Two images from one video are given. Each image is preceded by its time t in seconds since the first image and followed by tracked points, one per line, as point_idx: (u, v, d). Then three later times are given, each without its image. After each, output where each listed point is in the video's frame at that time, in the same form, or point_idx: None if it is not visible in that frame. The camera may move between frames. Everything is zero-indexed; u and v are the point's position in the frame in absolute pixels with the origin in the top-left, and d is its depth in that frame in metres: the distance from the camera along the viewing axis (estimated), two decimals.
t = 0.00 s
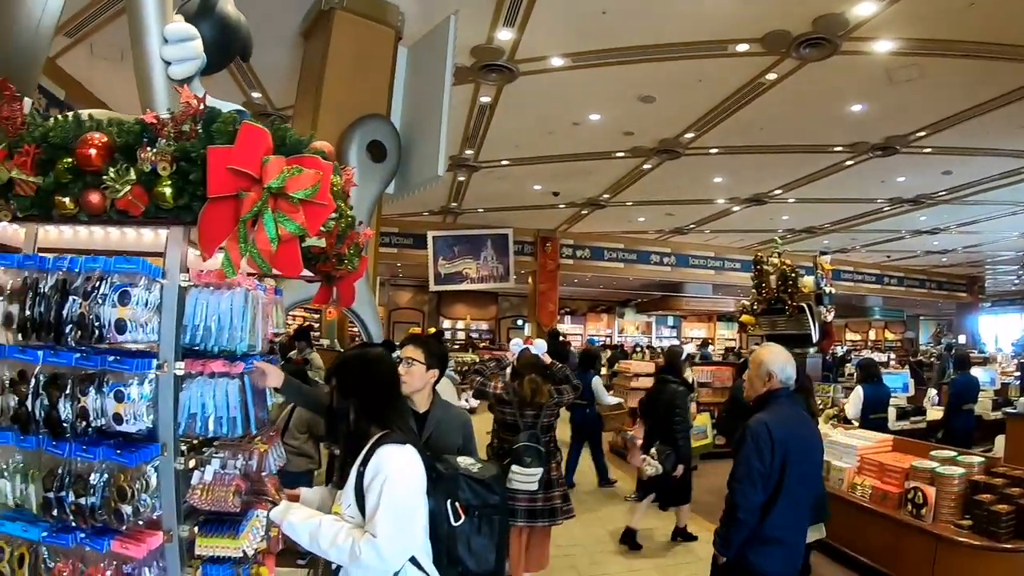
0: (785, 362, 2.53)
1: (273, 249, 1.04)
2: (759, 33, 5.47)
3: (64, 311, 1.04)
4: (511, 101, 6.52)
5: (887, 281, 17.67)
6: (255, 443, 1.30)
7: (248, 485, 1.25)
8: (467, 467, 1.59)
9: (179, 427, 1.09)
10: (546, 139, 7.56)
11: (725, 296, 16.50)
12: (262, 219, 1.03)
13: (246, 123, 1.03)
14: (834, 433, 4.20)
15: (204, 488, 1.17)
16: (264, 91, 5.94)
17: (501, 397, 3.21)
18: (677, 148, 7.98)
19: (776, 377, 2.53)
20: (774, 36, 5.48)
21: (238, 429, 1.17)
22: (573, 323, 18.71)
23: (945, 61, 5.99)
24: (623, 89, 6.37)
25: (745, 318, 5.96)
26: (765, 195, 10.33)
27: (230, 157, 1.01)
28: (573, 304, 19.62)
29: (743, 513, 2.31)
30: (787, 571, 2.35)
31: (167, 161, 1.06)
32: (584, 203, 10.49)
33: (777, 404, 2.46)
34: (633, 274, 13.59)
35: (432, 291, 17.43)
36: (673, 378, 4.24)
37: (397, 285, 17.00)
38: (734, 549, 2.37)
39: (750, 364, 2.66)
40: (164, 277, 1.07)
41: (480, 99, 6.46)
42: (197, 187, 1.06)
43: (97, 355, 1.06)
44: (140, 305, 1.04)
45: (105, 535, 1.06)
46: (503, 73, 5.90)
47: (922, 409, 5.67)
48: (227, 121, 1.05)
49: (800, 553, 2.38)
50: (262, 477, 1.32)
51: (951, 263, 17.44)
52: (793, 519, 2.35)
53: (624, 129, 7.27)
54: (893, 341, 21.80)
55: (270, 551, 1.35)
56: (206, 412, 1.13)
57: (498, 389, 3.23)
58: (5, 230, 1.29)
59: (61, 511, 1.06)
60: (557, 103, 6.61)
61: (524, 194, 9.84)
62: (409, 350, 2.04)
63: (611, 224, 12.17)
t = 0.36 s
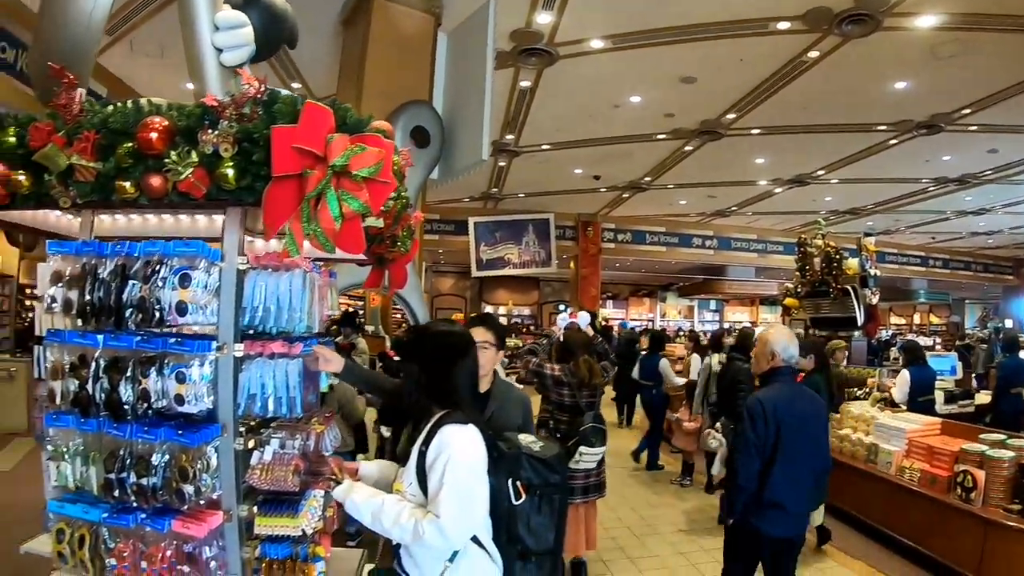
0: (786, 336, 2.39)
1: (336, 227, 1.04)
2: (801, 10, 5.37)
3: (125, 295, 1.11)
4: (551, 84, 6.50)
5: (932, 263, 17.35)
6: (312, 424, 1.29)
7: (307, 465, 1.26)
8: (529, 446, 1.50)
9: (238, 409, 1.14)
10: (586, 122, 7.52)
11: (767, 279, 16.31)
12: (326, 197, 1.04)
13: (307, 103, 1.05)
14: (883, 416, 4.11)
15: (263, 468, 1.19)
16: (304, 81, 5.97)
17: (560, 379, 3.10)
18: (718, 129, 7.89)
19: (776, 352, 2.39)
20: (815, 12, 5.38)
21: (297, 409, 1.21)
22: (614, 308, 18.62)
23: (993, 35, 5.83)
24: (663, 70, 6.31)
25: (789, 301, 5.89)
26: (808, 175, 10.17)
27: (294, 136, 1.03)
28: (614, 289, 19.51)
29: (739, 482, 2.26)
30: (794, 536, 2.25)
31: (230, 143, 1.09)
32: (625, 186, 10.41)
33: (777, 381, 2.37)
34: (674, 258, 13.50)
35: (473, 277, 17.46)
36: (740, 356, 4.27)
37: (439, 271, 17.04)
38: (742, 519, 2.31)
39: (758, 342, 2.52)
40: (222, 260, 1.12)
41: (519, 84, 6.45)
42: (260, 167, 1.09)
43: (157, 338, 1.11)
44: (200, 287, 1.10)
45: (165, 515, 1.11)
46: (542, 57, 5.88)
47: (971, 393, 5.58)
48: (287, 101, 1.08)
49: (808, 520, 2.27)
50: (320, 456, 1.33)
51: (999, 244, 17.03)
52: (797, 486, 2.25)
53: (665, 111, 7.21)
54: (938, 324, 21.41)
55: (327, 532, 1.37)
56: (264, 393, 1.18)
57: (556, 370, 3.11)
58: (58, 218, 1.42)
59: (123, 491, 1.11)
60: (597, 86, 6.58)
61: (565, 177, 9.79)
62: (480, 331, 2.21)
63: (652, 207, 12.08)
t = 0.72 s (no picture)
0: (795, 305, 2.51)
1: (396, 201, 1.10)
2: None
3: (183, 274, 1.18)
4: (594, 61, 6.43)
5: (980, 242, 17.00)
6: (368, 400, 1.32)
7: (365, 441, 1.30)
8: (589, 419, 1.49)
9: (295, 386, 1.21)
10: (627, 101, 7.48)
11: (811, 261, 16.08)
12: (385, 169, 1.09)
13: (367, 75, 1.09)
14: (932, 393, 4.05)
15: (322, 444, 1.25)
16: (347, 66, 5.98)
17: (627, 355, 2.98)
18: (760, 105, 7.77)
19: (786, 320, 2.52)
20: None
21: (357, 385, 1.25)
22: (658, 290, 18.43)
23: None
24: (705, 44, 6.21)
25: (834, 279, 5.83)
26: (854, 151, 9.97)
27: (354, 109, 1.08)
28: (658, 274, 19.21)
29: (757, 440, 2.38)
30: (815, 489, 2.34)
31: (289, 119, 1.14)
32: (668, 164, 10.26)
33: (790, 344, 2.49)
34: (718, 240, 13.35)
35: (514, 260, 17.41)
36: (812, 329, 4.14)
37: (480, 255, 17.01)
38: (766, 479, 2.41)
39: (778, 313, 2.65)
40: (279, 238, 1.19)
41: (559, 64, 6.44)
42: (319, 142, 1.14)
43: (216, 316, 1.18)
44: (258, 264, 1.16)
45: (224, 490, 1.18)
46: (583, 34, 5.83)
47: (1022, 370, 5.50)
48: (346, 75, 1.13)
49: (829, 473, 2.36)
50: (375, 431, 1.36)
51: None
52: (813, 441, 2.35)
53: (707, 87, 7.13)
54: (987, 306, 20.99)
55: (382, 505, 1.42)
56: (323, 368, 1.24)
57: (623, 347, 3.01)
58: (111, 204, 1.66)
59: (183, 468, 1.19)
60: (639, 62, 6.50)
61: (606, 155, 9.68)
62: (579, 315, 2.00)
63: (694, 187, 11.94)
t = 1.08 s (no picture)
0: (838, 276, 2.47)
1: (461, 167, 1.18)
2: None
3: (246, 251, 1.32)
4: (637, 40, 6.13)
5: None
6: (429, 371, 1.49)
7: (428, 412, 1.47)
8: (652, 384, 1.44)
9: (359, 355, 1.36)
10: (676, 75, 6.99)
11: (860, 235, 15.75)
12: (448, 138, 1.18)
13: (429, 44, 1.16)
14: (989, 368, 3.95)
15: (385, 415, 1.40)
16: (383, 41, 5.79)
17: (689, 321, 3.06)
18: (808, 76, 7.01)
19: (830, 292, 2.48)
20: None
21: (416, 353, 1.40)
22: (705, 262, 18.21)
23: None
24: (747, 19, 5.77)
25: (885, 253, 5.70)
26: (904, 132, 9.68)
27: (419, 78, 1.16)
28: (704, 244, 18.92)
29: (803, 400, 2.35)
30: (860, 447, 2.33)
31: (351, 91, 1.23)
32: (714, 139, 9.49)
33: (836, 313, 2.47)
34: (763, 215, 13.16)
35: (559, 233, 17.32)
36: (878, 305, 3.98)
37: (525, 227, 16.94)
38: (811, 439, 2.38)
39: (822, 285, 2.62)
40: (339, 212, 1.32)
41: (603, 38, 6.06)
42: (381, 113, 1.23)
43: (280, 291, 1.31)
44: (320, 239, 1.30)
45: (288, 462, 1.31)
46: (626, 10, 5.53)
47: None
48: (406, 46, 1.21)
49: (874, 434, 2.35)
50: (434, 404, 1.50)
51: None
52: (859, 400, 2.33)
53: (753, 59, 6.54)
54: None
55: (441, 478, 1.54)
56: (386, 340, 1.37)
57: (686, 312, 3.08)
58: (168, 188, 1.80)
59: (249, 440, 1.32)
60: (683, 43, 6.21)
61: (655, 136, 9.29)
62: (702, 287, 1.80)
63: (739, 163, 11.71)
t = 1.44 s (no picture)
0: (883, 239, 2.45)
1: (511, 131, 1.19)
2: None
3: (293, 225, 1.33)
4: (673, 12, 6.01)
5: None
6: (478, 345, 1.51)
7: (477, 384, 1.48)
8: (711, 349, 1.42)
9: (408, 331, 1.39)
10: (712, 45, 6.84)
11: (903, 207, 15.42)
12: (498, 101, 1.17)
13: (476, 7, 1.15)
14: None
15: (436, 388, 1.42)
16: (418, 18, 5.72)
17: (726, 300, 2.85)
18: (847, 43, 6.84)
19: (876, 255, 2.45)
20: None
21: (466, 325, 1.42)
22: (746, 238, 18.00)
23: None
24: None
25: (930, 225, 5.57)
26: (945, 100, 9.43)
27: (466, 41, 1.15)
28: (746, 220, 18.64)
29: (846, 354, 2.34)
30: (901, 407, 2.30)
31: (397, 57, 1.22)
32: (752, 111, 9.36)
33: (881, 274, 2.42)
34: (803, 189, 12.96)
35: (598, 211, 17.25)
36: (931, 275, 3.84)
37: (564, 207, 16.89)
38: (853, 396, 2.37)
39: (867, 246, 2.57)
40: (386, 184, 1.33)
41: (637, 9, 5.94)
42: (427, 77, 1.23)
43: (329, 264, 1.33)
44: (368, 209, 1.29)
45: (339, 436, 1.34)
46: None
47: None
48: (450, 11, 1.19)
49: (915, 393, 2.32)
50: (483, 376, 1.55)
51: None
52: (902, 361, 2.30)
53: (791, 27, 6.35)
54: None
55: (492, 452, 1.58)
56: (435, 312, 1.40)
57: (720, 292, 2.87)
58: (208, 169, 1.88)
59: (300, 415, 1.35)
60: (719, 14, 6.08)
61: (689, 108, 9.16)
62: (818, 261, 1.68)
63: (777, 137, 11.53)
